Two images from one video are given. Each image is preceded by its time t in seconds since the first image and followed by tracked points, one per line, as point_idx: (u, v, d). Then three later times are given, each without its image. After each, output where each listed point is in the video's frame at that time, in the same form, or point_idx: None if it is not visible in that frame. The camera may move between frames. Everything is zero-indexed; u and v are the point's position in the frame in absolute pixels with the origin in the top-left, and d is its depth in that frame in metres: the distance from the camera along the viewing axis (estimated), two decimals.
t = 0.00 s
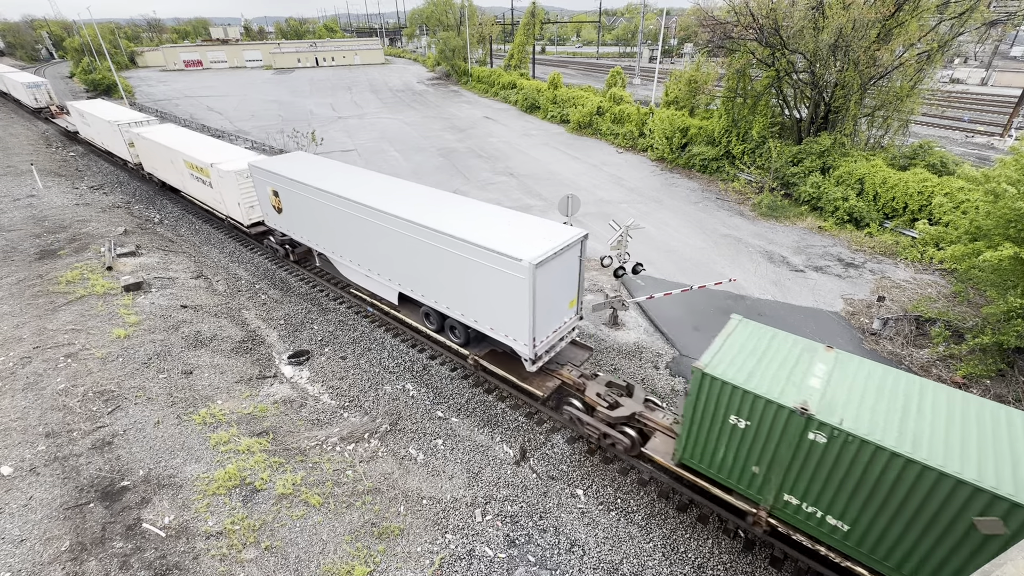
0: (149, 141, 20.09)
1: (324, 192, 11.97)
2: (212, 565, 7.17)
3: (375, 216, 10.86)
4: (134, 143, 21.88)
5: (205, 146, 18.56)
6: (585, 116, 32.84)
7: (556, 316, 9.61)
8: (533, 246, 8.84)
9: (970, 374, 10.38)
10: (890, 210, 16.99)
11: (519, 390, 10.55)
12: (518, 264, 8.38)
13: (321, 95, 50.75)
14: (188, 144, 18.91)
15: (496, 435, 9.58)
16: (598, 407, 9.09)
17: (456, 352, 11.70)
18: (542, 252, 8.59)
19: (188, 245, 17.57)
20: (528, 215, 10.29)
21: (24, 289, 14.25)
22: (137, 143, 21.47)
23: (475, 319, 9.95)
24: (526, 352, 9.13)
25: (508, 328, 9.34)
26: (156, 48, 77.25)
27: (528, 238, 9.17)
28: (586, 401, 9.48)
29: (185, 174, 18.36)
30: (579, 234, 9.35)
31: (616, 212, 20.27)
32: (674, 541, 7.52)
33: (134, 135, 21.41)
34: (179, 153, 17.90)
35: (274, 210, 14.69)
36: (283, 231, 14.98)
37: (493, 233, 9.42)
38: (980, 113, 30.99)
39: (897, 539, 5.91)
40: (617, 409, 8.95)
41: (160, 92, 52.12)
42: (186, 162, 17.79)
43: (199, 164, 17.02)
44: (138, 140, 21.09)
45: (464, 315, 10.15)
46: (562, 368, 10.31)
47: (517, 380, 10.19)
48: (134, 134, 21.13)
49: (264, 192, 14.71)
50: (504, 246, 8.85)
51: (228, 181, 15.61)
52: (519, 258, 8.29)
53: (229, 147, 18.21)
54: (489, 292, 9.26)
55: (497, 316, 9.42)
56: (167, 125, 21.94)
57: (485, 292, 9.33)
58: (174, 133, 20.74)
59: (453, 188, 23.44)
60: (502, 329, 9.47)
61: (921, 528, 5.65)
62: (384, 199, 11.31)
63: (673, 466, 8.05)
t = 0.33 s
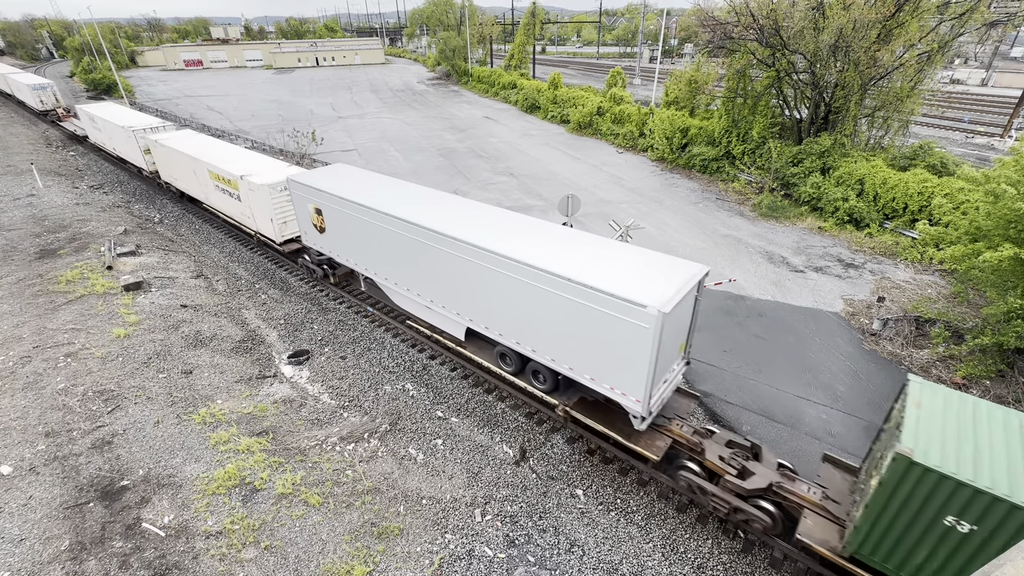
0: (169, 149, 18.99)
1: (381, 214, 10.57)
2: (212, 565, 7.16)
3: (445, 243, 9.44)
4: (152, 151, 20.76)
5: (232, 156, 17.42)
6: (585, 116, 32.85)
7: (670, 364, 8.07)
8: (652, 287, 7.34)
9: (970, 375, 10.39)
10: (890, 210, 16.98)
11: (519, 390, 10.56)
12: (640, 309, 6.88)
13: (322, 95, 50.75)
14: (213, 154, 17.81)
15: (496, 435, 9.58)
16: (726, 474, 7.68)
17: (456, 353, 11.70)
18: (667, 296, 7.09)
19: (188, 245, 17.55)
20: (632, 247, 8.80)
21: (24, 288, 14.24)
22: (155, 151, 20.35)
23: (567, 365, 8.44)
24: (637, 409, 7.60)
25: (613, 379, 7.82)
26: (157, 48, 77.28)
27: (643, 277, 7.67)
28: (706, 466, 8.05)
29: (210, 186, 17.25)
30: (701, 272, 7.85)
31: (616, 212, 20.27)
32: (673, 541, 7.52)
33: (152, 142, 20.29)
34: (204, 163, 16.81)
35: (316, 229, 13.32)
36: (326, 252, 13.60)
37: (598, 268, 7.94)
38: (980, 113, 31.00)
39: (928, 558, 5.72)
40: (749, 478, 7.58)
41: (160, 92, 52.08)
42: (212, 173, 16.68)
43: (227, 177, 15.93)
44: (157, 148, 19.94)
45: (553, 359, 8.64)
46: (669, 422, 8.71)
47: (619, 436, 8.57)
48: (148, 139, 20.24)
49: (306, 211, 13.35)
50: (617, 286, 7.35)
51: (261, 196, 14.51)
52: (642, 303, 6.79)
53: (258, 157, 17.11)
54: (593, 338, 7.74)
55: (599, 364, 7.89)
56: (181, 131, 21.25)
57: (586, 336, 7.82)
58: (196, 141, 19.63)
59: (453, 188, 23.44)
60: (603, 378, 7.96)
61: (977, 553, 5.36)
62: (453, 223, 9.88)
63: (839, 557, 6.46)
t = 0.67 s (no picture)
0: (191, 159, 17.73)
1: (453, 240, 9.06)
2: (211, 565, 7.16)
3: (537, 278, 7.89)
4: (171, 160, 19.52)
5: (261, 166, 16.09)
6: (586, 116, 32.86)
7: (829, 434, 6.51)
8: (830, 347, 5.75)
9: (969, 376, 10.39)
10: (890, 211, 16.96)
11: (519, 390, 10.56)
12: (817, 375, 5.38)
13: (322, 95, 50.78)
14: (239, 164, 16.50)
15: (495, 435, 9.58)
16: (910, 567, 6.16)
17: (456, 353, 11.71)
18: (851, 356, 5.54)
19: (188, 244, 17.54)
20: (776, 288, 7.20)
21: (24, 287, 14.25)
22: (176, 160, 19.07)
23: (696, 430, 6.86)
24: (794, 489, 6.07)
25: (764, 455, 6.22)
26: (158, 48, 77.31)
27: (809, 330, 6.09)
28: (876, 557, 6.46)
29: (239, 200, 15.96)
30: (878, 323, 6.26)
31: (617, 213, 20.27)
32: (673, 541, 7.52)
33: (172, 151, 19.05)
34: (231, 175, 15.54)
35: (367, 251, 11.85)
36: (377, 277, 12.12)
37: (749, 317, 6.37)
38: (981, 113, 31.00)
39: None
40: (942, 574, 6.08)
41: (161, 91, 52.11)
42: (240, 185, 15.37)
43: (258, 190, 14.64)
44: (178, 158, 18.66)
45: (677, 422, 7.05)
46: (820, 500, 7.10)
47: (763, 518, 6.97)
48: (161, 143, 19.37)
49: (356, 232, 11.92)
50: (784, 344, 5.78)
51: (297, 213, 13.18)
52: (828, 370, 5.24)
53: (290, 167, 15.76)
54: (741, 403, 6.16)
55: (746, 434, 6.29)
56: (198, 137, 20.43)
57: (732, 401, 6.25)
58: (220, 149, 18.31)
59: (453, 188, 23.45)
60: (750, 451, 6.36)
61: None
62: (544, 252, 8.35)
63: None
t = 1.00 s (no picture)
0: (215, 169, 16.53)
1: (528, 267, 8.05)
2: (211, 564, 7.16)
3: (642, 318, 6.87)
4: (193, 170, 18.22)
5: (296, 178, 14.88)
6: (586, 116, 32.88)
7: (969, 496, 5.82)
8: None
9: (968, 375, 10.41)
10: (891, 211, 16.94)
11: (519, 390, 10.56)
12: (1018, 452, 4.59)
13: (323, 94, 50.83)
14: (271, 175, 15.27)
15: (496, 434, 9.58)
16: None
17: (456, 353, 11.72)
18: None
19: (189, 244, 17.55)
20: (923, 332, 6.28)
21: (25, 287, 14.27)
22: (198, 170, 17.80)
23: (847, 504, 5.86)
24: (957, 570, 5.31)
25: (939, 538, 5.30)
26: (158, 47, 77.42)
27: (995, 392, 5.19)
28: None
29: (272, 216, 14.80)
30: None
31: (617, 212, 20.28)
32: (673, 541, 7.53)
33: (194, 160, 17.76)
34: (264, 188, 14.33)
35: (428, 279, 10.55)
36: (439, 309, 10.82)
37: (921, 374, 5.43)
38: (981, 113, 30.97)
39: None
40: None
41: (162, 90, 52.22)
42: (274, 200, 14.18)
43: (296, 207, 13.44)
44: (201, 168, 17.40)
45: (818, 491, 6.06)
46: None
47: None
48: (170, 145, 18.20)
49: (417, 258, 10.57)
50: (976, 413, 4.90)
51: (344, 233, 12.03)
52: None
53: (327, 180, 14.59)
54: (914, 478, 5.24)
55: (914, 513, 5.37)
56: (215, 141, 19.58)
57: (901, 476, 5.31)
58: (246, 158, 17.05)
59: (453, 187, 23.44)
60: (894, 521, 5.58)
61: None
62: (644, 286, 7.30)
63: None
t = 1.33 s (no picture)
0: (245, 183, 15.35)
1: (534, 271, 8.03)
2: (212, 563, 7.17)
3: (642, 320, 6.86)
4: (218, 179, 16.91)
5: (338, 193, 13.59)
6: (587, 115, 32.86)
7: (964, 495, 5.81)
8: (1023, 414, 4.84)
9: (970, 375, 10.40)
10: (891, 211, 16.94)
11: (519, 390, 10.55)
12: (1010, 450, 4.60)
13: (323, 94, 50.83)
14: (310, 189, 13.98)
15: (496, 434, 9.58)
16: None
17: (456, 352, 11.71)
18: None
19: (189, 243, 17.56)
20: (922, 333, 6.22)
21: (26, 286, 14.30)
22: (225, 181, 16.51)
23: (850, 507, 5.81)
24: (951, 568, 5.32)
25: (936, 539, 5.29)
26: (159, 46, 77.49)
27: (992, 393, 5.16)
28: None
29: (311, 235, 13.54)
30: None
31: (617, 212, 20.28)
32: (673, 540, 7.53)
33: (220, 170, 16.42)
34: (303, 205, 13.05)
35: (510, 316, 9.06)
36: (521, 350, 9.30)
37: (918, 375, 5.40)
38: (982, 114, 30.88)
39: None
40: None
41: (162, 90, 52.29)
42: (315, 218, 12.90)
43: (340, 226, 12.18)
44: (229, 179, 16.11)
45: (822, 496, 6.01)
46: None
47: None
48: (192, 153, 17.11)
49: (497, 292, 9.08)
50: (968, 411, 4.90)
51: (402, 258, 10.75)
52: None
53: (374, 195, 13.32)
54: (911, 479, 5.23)
55: (909, 512, 5.37)
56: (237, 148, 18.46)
57: (899, 478, 5.30)
58: (279, 169, 15.74)
59: (454, 187, 23.43)
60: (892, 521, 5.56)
61: None
62: (645, 287, 7.29)
63: None
